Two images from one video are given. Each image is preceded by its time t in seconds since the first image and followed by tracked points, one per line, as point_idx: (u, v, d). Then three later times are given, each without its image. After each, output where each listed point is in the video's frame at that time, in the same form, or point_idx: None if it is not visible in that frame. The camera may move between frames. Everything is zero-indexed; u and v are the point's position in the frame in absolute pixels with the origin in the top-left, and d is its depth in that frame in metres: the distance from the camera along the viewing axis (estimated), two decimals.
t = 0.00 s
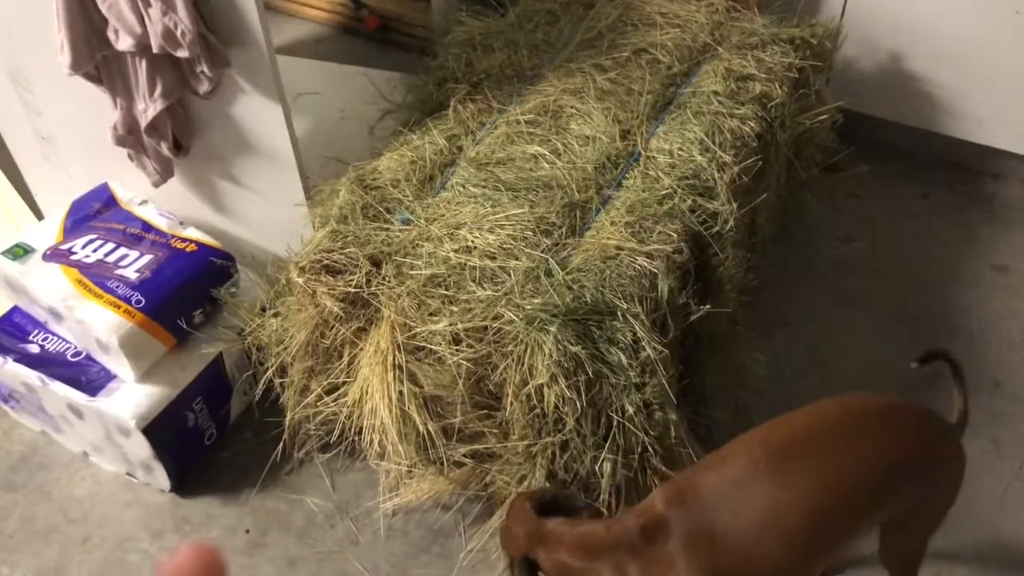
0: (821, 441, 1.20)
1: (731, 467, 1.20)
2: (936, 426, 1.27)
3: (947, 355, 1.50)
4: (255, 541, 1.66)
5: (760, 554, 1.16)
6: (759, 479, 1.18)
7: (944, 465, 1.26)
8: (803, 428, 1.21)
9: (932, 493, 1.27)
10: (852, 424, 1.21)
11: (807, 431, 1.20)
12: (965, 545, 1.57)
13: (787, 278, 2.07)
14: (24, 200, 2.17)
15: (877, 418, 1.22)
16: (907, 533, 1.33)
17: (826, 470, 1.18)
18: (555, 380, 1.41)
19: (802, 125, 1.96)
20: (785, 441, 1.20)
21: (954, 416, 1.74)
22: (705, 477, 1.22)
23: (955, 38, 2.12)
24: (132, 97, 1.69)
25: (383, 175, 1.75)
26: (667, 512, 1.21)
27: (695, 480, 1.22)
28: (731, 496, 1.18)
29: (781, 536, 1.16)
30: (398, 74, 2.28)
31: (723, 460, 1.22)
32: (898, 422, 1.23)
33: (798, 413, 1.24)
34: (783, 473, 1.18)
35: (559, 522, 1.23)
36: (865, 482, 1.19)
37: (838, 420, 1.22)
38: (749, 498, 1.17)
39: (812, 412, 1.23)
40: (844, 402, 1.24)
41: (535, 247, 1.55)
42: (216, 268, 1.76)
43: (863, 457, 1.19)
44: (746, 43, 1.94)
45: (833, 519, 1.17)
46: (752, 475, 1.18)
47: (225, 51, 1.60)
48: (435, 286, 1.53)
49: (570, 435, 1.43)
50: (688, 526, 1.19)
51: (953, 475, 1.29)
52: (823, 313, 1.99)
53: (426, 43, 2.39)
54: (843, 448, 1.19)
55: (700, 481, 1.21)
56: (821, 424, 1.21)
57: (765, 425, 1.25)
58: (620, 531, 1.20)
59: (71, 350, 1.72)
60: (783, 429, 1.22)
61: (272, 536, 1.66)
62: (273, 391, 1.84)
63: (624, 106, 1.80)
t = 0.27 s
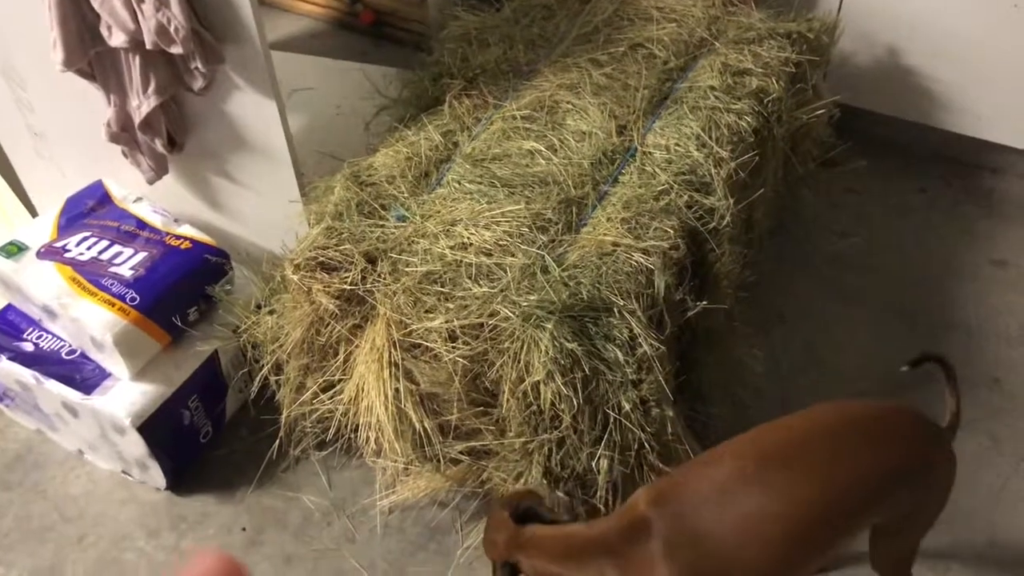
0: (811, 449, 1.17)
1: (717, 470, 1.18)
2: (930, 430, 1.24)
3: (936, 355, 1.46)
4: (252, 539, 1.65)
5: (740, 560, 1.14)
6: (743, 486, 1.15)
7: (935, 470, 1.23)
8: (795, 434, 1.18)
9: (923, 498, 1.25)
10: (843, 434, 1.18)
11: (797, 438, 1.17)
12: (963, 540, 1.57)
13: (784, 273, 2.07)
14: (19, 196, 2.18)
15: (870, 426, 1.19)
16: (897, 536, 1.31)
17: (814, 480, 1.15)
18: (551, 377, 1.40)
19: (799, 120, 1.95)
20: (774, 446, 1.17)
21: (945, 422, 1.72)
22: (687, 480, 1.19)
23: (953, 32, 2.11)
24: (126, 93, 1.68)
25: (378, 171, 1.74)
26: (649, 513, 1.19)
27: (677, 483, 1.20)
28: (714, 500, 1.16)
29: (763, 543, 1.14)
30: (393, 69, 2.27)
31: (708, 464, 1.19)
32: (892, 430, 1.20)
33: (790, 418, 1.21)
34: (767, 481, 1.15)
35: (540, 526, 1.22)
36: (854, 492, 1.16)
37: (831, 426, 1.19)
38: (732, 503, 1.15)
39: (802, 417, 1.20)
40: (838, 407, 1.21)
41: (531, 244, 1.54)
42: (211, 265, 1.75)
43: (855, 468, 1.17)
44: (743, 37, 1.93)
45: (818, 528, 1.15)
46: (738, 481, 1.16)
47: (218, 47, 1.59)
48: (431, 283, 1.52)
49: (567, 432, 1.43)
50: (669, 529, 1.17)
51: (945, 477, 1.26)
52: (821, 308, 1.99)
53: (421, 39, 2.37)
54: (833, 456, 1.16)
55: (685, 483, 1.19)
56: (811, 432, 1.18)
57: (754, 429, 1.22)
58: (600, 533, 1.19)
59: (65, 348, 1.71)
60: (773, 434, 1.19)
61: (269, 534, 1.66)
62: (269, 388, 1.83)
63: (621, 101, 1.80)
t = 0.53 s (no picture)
0: (795, 450, 1.16)
1: (697, 469, 1.17)
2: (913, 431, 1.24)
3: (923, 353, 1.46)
4: (248, 534, 1.65)
5: (716, 560, 1.13)
6: (723, 483, 1.15)
7: (918, 472, 1.23)
8: (776, 435, 1.17)
9: (906, 500, 1.24)
10: (829, 436, 1.17)
11: (778, 439, 1.17)
12: (959, 536, 1.58)
13: (781, 269, 2.07)
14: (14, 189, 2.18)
15: (852, 429, 1.18)
16: (882, 537, 1.30)
17: (796, 481, 1.14)
18: (548, 372, 1.40)
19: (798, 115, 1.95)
20: (754, 447, 1.16)
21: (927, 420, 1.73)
22: (669, 478, 1.19)
23: (953, 28, 2.11)
24: (122, 87, 1.67)
25: (375, 165, 1.73)
26: (626, 511, 1.18)
27: (659, 481, 1.19)
28: (691, 499, 1.15)
29: (739, 543, 1.13)
30: (391, 63, 2.27)
31: (691, 462, 1.19)
32: (874, 433, 1.19)
33: (773, 420, 1.20)
34: (749, 480, 1.14)
35: (523, 523, 1.25)
36: (834, 495, 1.15)
37: (813, 428, 1.18)
38: (710, 502, 1.14)
39: (788, 419, 1.20)
40: (820, 410, 1.20)
41: (528, 239, 1.54)
42: (207, 259, 1.75)
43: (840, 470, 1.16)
44: (741, 32, 1.93)
45: (796, 531, 1.13)
46: (718, 478, 1.15)
47: (215, 40, 1.58)
48: (427, 278, 1.52)
49: (563, 427, 1.43)
50: (646, 527, 1.17)
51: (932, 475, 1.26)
52: (818, 304, 1.99)
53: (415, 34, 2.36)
54: (814, 459, 1.15)
55: (663, 482, 1.19)
56: (796, 433, 1.17)
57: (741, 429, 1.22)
58: (578, 531, 1.19)
59: (62, 342, 1.71)
60: (754, 436, 1.18)
61: (265, 529, 1.66)
62: (266, 383, 1.83)
63: (619, 96, 1.79)
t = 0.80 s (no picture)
0: (791, 452, 1.16)
1: (694, 466, 1.17)
2: (912, 432, 1.23)
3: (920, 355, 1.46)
4: (247, 528, 1.65)
5: (712, 557, 1.13)
6: (719, 483, 1.15)
7: (916, 472, 1.23)
8: (774, 435, 1.17)
9: (904, 501, 1.24)
10: (826, 437, 1.17)
11: (775, 438, 1.17)
12: (960, 536, 1.58)
13: (783, 267, 2.07)
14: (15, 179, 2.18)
15: (850, 430, 1.18)
16: (881, 536, 1.30)
17: (792, 482, 1.14)
18: (549, 369, 1.40)
19: (801, 113, 1.95)
20: (751, 446, 1.16)
21: (929, 423, 1.72)
22: (666, 476, 1.19)
23: (957, 27, 2.10)
24: (124, 80, 1.67)
25: (378, 160, 1.73)
26: (623, 506, 1.19)
27: (656, 479, 1.19)
28: (688, 496, 1.15)
29: (735, 540, 1.12)
30: (393, 58, 2.26)
31: (688, 461, 1.19)
32: (872, 435, 1.19)
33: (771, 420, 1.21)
34: (746, 479, 1.14)
35: (523, 519, 1.24)
36: (830, 495, 1.15)
37: (811, 428, 1.18)
38: (707, 499, 1.14)
39: (785, 420, 1.19)
40: (819, 410, 1.20)
41: (530, 235, 1.53)
42: (208, 253, 1.75)
43: (837, 472, 1.16)
44: (745, 29, 1.92)
45: (791, 530, 1.13)
46: (715, 477, 1.15)
47: (218, 33, 1.58)
48: (429, 274, 1.51)
49: (564, 424, 1.43)
50: (643, 523, 1.17)
51: (931, 475, 1.26)
52: (819, 302, 1.99)
53: (421, 30, 2.33)
54: (811, 458, 1.15)
55: (661, 478, 1.19)
56: (793, 434, 1.17)
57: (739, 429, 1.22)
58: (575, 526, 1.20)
59: (62, 335, 1.70)
60: (751, 434, 1.18)
61: (265, 524, 1.66)
62: (267, 377, 1.83)
63: (622, 93, 1.79)
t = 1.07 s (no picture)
0: (793, 454, 1.15)
1: (695, 468, 1.17)
2: (914, 433, 1.23)
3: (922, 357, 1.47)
4: (249, 525, 1.66)
5: (711, 560, 1.13)
6: (720, 485, 1.14)
7: (917, 472, 1.22)
8: (775, 437, 1.16)
9: (905, 501, 1.23)
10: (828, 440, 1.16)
11: (777, 441, 1.16)
12: (962, 538, 1.58)
13: (786, 268, 2.06)
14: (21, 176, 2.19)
15: (851, 432, 1.17)
16: (883, 537, 1.29)
17: (793, 485, 1.13)
18: (552, 369, 1.40)
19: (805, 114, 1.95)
20: (753, 449, 1.16)
21: (931, 423, 1.71)
22: (667, 477, 1.19)
23: (963, 29, 2.10)
24: (129, 77, 1.67)
25: (382, 159, 1.73)
26: (624, 507, 1.19)
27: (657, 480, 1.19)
28: (688, 498, 1.15)
29: (734, 544, 1.12)
30: (398, 56, 2.26)
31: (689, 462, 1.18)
32: (874, 437, 1.18)
33: (773, 422, 1.20)
34: (747, 482, 1.14)
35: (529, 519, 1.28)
36: (831, 499, 1.14)
37: (813, 431, 1.17)
38: (706, 502, 1.14)
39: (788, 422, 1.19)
40: (821, 412, 1.19)
41: (534, 235, 1.53)
42: (213, 250, 1.75)
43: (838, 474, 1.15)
44: (750, 30, 1.92)
45: (791, 534, 1.13)
46: (716, 480, 1.15)
47: (223, 31, 1.58)
48: (433, 273, 1.52)
49: (567, 424, 1.43)
50: (643, 525, 1.17)
51: (932, 475, 1.26)
52: (823, 304, 1.98)
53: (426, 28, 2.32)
54: (812, 461, 1.15)
55: (662, 480, 1.19)
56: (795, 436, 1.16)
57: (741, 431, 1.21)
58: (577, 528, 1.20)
59: (66, 331, 1.71)
60: (753, 437, 1.18)
61: (267, 521, 1.66)
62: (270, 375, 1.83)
63: (626, 93, 1.79)
